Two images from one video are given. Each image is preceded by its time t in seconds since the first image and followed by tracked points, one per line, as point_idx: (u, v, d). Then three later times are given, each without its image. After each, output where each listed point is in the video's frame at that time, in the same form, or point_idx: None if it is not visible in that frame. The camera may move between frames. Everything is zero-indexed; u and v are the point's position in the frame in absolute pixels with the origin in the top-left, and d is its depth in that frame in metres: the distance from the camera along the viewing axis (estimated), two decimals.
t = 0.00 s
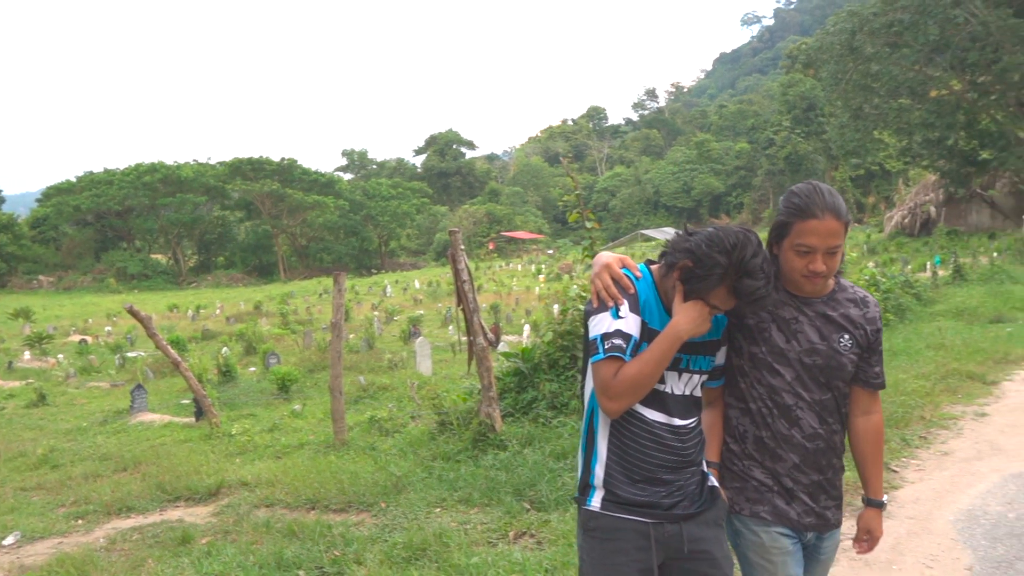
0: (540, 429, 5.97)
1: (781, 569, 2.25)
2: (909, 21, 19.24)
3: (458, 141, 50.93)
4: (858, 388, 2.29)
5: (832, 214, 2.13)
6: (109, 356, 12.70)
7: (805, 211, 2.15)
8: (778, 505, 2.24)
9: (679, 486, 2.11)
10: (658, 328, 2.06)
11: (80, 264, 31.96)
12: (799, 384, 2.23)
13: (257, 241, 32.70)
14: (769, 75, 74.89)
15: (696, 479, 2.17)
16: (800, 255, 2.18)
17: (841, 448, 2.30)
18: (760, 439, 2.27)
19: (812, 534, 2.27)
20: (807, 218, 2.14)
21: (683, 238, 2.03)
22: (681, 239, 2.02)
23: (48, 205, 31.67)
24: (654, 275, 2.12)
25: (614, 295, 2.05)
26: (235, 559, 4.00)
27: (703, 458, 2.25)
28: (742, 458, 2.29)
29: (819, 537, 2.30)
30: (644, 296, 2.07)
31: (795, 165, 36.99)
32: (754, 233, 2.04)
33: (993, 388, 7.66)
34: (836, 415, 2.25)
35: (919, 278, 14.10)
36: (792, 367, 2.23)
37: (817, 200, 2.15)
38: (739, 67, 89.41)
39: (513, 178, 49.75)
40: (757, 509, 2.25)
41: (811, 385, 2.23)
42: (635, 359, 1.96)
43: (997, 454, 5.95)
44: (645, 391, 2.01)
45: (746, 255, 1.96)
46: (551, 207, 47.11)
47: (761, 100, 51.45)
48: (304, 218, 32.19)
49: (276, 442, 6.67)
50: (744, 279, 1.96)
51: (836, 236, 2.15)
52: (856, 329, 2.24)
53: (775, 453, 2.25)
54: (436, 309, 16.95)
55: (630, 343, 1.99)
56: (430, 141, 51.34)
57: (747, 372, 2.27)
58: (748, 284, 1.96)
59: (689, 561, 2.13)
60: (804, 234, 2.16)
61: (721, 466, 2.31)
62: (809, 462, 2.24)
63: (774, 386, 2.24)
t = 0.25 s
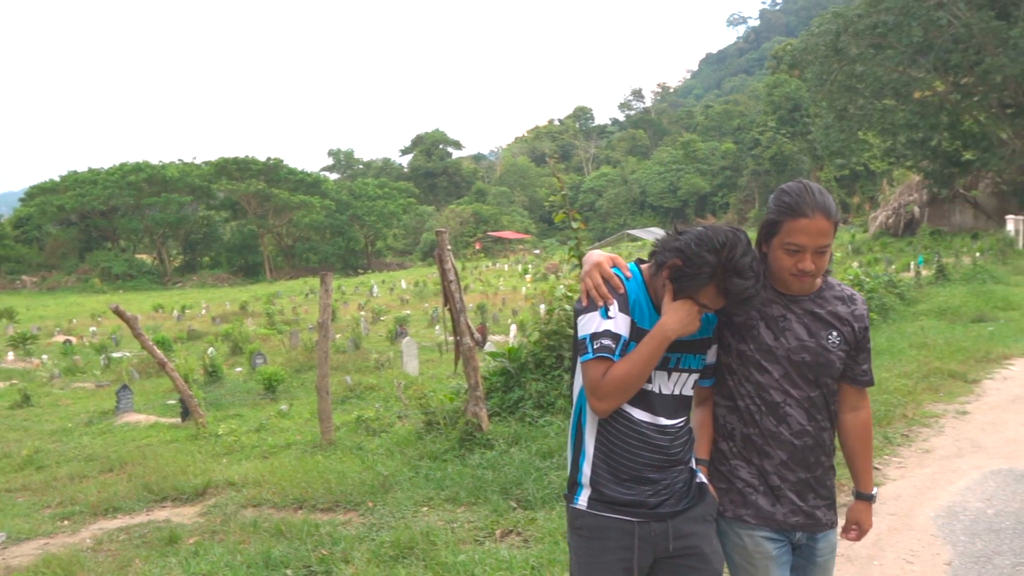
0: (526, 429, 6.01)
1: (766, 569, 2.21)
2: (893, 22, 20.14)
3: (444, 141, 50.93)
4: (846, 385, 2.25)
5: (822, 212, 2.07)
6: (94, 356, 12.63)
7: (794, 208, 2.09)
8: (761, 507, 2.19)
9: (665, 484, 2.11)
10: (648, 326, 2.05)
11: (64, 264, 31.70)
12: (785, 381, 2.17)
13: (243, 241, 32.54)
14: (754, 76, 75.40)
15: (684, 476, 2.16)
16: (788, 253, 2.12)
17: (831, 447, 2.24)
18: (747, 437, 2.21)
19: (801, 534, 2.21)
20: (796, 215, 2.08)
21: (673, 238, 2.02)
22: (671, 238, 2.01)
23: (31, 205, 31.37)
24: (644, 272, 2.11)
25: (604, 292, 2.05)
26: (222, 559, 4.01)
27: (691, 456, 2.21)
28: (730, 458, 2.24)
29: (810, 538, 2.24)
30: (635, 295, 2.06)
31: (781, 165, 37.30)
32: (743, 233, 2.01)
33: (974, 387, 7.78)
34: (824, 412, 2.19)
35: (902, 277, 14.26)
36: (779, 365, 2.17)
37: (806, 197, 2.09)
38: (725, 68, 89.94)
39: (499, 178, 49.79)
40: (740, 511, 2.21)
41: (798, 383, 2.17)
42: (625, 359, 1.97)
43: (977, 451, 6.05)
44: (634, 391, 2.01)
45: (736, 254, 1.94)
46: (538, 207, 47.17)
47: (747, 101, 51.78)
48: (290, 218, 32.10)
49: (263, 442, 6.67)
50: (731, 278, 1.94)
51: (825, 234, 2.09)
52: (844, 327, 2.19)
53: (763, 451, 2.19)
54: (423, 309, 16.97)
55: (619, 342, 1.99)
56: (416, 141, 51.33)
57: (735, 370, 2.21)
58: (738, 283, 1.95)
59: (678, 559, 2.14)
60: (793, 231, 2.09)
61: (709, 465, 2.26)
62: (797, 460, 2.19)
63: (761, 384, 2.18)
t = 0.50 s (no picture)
0: (512, 428, 6.06)
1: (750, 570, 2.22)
2: (876, 24, 20.52)
3: (430, 141, 50.94)
4: (834, 383, 2.29)
5: (808, 213, 2.10)
6: (78, 357, 12.54)
7: (782, 208, 2.12)
8: (746, 506, 2.21)
9: (652, 484, 2.14)
10: (637, 327, 2.07)
11: (46, 264, 31.40)
12: (772, 380, 2.19)
13: (228, 241, 32.37)
14: (739, 77, 75.89)
15: (673, 477, 2.19)
16: (776, 253, 2.15)
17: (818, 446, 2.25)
18: (733, 436, 2.23)
19: (789, 534, 2.22)
20: (784, 215, 2.11)
21: (662, 238, 2.05)
22: (661, 238, 2.04)
23: (12, 205, 31.04)
24: (633, 273, 2.14)
25: (594, 295, 2.07)
26: (209, 559, 4.03)
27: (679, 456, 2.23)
28: (717, 456, 2.26)
29: (800, 537, 2.24)
30: (624, 296, 2.08)
31: (765, 166, 37.57)
32: (731, 234, 2.03)
33: (953, 386, 7.91)
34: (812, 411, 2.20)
35: (884, 277, 14.43)
36: (766, 364, 2.19)
37: (795, 198, 2.12)
38: (710, 69, 90.42)
39: (485, 178, 49.83)
40: (725, 512, 2.23)
41: (785, 381, 2.19)
42: (613, 361, 2.00)
43: (956, 449, 6.16)
44: (624, 392, 2.04)
45: (723, 254, 1.97)
46: (523, 207, 47.24)
47: (731, 102, 52.10)
48: (275, 218, 31.96)
49: (249, 443, 6.69)
50: (719, 278, 1.97)
51: (812, 234, 2.12)
52: (832, 325, 2.21)
53: (748, 449, 2.21)
54: (408, 309, 16.99)
55: (609, 344, 2.02)
56: (402, 142, 51.27)
57: (722, 370, 2.23)
58: (725, 282, 1.97)
59: (664, 556, 2.18)
60: (781, 231, 2.12)
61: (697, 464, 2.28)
62: (782, 459, 2.20)
63: (748, 383, 2.20)
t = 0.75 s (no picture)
0: (501, 427, 6.10)
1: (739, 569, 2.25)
2: (862, 26, 20.74)
3: (418, 141, 50.93)
4: (824, 381, 2.33)
5: (799, 213, 2.14)
6: (64, 358, 12.46)
7: (774, 208, 2.16)
8: (734, 505, 2.25)
9: (645, 486, 2.16)
10: (630, 331, 2.08)
11: (31, 265, 31.11)
12: (762, 378, 2.22)
13: (215, 241, 32.20)
14: (727, 77, 76.29)
15: (665, 478, 2.21)
16: (767, 252, 2.19)
17: (807, 444, 2.28)
18: (723, 434, 2.27)
19: (778, 531, 2.25)
20: (776, 214, 2.15)
21: (656, 240, 2.06)
22: (654, 240, 2.05)
23: None
24: (625, 275, 2.15)
25: (587, 298, 2.08)
26: (199, 559, 4.04)
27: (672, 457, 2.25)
28: (708, 454, 2.29)
29: (790, 534, 2.27)
30: (617, 299, 2.09)
31: (752, 166, 37.79)
32: (725, 236, 2.06)
33: (938, 384, 8.02)
34: (801, 408, 2.23)
35: (871, 277, 14.55)
36: (756, 362, 2.21)
37: (787, 196, 2.15)
38: (697, 69, 90.84)
39: (473, 178, 49.84)
40: (714, 510, 2.27)
41: (776, 379, 2.22)
42: (607, 364, 2.01)
43: (940, 446, 6.25)
44: (618, 396, 2.06)
45: (717, 257, 1.99)
46: (512, 207, 47.28)
47: (719, 102, 52.38)
48: (263, 218, 31.86)
49: (238, 443, 6.69)
50: (714, 280, 1.99)
51: (803, 234, 2.15)
52: (823, 324, 2.25)
53: (738, 447, 2.24)
54: (397, 309, 16.99)
55: (602, 348, 2.03)
56: (390, 141, 51.23)
57: (714, 368, 2.26)
58: (719, 284, 1.99)
59: (654, 557, 2.21)
60: (773, 230, 2.16)
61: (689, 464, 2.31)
62: (771, 456, 2.23)
63: (739, 381, 2.23)
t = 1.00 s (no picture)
0: (489, 426, 6.14)
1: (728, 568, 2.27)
2: (847, 27, 20.92)
3: (405, 140, 50.90)
4: (815, 379, 2.34)
5: (792, 212, 2.13)
6: (50, 359, 12.39)
7: (766, 207, 2.15)
8: (724, 503, 2.26)
9: (640, 489, 2.14)
10: (626, 336, 2.08)
11: (15, 265, 30.81)
12: (754, 377, 2.21)
13: (201, 241, 32.03)
14: (713, 78, 76.76)
15: (659, 481, 2.19)
16: (758, 250, 2.18)
17: (798, 441, 2.28)
18: (713, 434, 2.26)
19: (769, 529, 2.26)
20: (768, 214, 2.14)
21: (651, 244, 2.05)
22: (648, 244, 2.04)
23: None
24: (620, 279, 2.14)
25: (583, 303, 2.07)
26: (188, 558, 4.06)
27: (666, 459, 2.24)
28: (699, 454, 2.29)
29: (781, 531, 2.27)
30: (612, 304, 2.08)
31: (738, 166, 38.04)
32: (720, 239, 2.05)
33: (920, 383, 8.13)
34: (792, 406, 2.23)
35: (855, 277, 14.69)
36: (747, 361, 2.21)
37: (778, 195, 2.15)
38: (684, 70, 91.28)
39: (460, 178, 49.85)
40: (704, 509, 2.28)
41: (767, 377, 2.22)
42: (602, 370, 2.00)
43: (923, 444, 6.35)
44: (613, 401, 2.04)
45: (713, 261, 1.98)
46: (499, 207, 47.32)
47: (705, 102, 52.67)
48: (249, 218, 31.74)
49: (226, 443, 6.70)
50: (710, 284, 1.98)
51: (795, 234, 2.15)
52: (813, 322, 2.26)
53: (727, 446, 2.25)
54: (385, 309, 17.01)
55: (598, 354, 2.02)
56: (377, 141, 51.18)
57: (705, 368, 2.25)
58: (716, 289, 1.99)
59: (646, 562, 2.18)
60: (764, 229, 2.15)
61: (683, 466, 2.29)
62: (761, 455, 2.23)
63: (730, 380, 2.22)
